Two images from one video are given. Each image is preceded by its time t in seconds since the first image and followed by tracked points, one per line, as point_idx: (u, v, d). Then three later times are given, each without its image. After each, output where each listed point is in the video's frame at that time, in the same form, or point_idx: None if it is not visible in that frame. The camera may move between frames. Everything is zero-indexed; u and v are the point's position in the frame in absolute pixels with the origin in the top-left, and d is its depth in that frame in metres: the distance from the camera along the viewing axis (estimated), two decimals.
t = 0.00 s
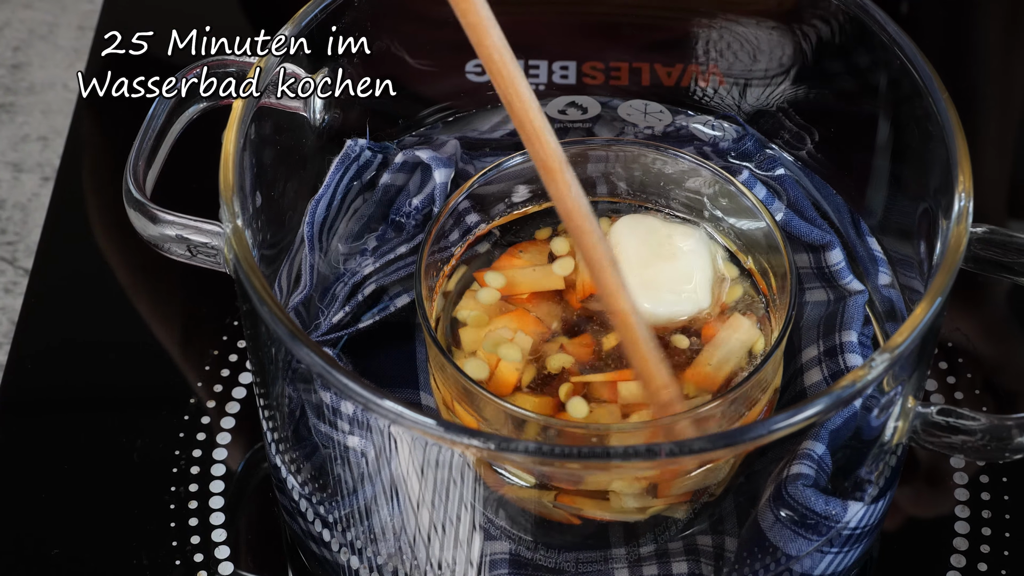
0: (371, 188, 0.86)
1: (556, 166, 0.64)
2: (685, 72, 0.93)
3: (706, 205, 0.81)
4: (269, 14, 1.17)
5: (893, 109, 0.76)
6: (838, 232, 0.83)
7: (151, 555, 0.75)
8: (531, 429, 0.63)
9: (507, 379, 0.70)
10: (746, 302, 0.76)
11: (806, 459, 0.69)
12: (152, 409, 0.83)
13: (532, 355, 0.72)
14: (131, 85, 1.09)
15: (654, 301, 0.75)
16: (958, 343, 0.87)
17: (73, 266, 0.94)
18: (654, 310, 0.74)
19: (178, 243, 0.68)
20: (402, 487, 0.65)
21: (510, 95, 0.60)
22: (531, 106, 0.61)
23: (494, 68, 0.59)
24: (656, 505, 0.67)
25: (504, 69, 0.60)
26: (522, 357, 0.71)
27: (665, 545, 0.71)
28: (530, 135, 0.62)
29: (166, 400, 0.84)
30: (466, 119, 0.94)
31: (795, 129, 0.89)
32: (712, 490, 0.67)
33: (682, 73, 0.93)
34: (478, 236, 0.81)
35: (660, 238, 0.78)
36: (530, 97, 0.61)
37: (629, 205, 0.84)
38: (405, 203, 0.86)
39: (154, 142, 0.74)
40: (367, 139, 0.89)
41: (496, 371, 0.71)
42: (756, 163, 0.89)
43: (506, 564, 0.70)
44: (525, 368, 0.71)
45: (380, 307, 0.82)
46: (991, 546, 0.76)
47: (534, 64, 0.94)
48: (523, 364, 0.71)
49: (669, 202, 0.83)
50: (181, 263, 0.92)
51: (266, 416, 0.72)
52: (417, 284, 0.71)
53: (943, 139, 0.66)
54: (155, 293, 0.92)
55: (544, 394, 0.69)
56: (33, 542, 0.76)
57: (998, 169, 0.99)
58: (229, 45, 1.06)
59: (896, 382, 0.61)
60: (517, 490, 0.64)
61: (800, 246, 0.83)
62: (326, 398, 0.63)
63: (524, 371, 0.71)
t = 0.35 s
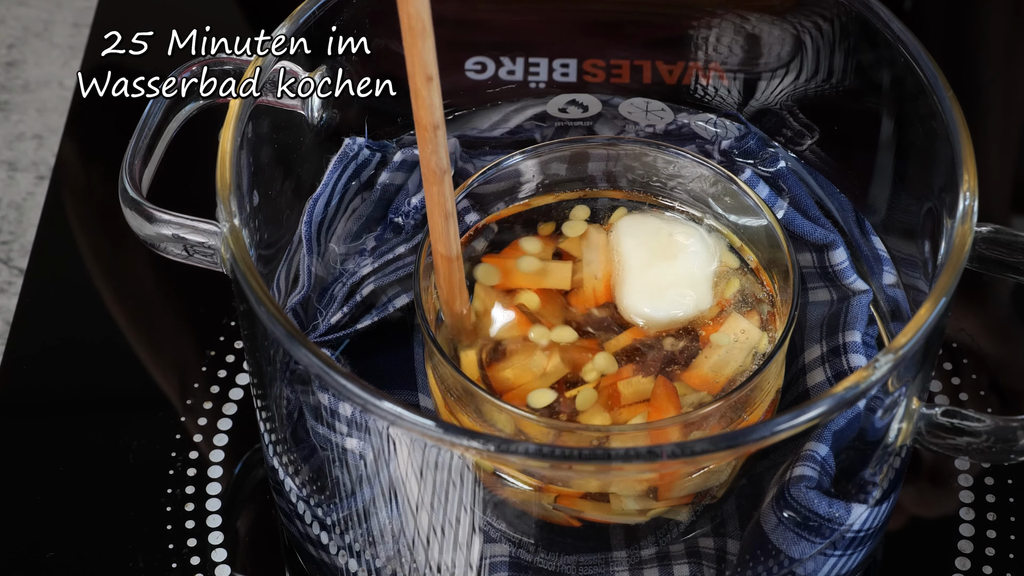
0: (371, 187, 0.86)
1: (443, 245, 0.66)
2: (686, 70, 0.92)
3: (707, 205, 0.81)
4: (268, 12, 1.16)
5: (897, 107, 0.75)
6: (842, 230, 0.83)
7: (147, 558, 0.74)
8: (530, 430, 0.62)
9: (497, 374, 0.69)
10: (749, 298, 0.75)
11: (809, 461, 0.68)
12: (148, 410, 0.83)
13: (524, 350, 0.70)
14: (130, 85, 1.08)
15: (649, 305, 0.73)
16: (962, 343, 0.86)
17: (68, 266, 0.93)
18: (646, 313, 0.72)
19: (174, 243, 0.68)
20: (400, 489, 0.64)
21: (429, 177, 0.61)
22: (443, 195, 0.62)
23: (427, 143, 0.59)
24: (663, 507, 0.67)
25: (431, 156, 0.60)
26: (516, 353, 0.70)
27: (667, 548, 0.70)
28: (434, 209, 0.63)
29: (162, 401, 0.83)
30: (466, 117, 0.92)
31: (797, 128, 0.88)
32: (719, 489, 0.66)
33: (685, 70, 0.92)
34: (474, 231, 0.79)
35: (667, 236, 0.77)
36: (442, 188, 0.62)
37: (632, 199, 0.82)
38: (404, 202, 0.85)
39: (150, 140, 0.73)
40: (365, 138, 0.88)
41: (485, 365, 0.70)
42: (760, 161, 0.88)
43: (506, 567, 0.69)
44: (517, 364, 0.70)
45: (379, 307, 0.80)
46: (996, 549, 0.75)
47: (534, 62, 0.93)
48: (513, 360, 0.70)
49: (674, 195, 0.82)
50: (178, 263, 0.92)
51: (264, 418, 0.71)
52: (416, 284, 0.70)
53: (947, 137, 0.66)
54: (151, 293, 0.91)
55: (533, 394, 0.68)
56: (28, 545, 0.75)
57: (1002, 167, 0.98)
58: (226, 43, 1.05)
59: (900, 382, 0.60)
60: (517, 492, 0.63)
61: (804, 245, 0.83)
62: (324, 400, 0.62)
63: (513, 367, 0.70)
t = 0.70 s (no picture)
0: (370, 186, 0.85)
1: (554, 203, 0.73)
2: (687, 66, 0.92)
3: (710, 202, 0.80)
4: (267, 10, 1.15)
5: (901, 105, 0.74)
6: (846, 230, 0.82)
7: (143, 561, 0.73)
8: (530, 432, 0.61)
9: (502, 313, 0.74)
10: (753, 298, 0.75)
11: (812, 463, 0.67)
12: (144, 411, 0.82)
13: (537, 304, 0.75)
14: (131, 85, 1.07)
15: (651, 360, 0.67)
16: (967, 344, 0.86)
17: (63, 265, 0.93)
18: (632, 367, 0.68)
19: (171, 242, 0.67)
20: (400, 491, 0.63)
21: (500, 152, 0.70)
22: (517, 160, 0.70)
23: (473, 119, 0.68)
24: (652, 517, 0.67)
25: (484, 124, 0.68)
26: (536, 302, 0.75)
27: (669, 551, 0.70)
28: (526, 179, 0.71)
29: (158, 402, 0.82)
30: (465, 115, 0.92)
31: (801, 126, 0.88)
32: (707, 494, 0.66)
33: (686, 69, 0.92)
34: (478, 236, 0.80)
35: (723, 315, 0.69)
36: (512, 152, 0.70)
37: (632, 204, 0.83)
38: (403, 201, 0.84)
39: (147, 138, 0.73)
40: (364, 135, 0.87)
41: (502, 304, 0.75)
42: (762, 160, 0.88)
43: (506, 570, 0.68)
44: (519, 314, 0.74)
45: (377, 307, 0.80)
46: (1001, 552, 0.74)
47: (534, 59, 0.92)
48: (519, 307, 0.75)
49: (672, 198, 0.82)
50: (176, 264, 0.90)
51: (261, 419, 0.70)
52: (417, 284, 0.69)
53: (952, 136, 0.65)
54: (147, 292, 0.90)
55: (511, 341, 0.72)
56: (22, 548, 0.74)
57: (1007, 167, 0.98)
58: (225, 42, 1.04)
59: (904, 383, 0.60)
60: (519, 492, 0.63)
61: (808, 245, 0.82)
62: (322, 401, 0.61)
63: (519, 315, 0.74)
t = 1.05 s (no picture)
0: (368, 184, 0.84)
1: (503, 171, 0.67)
2: (690, 64, 0.91)
3: (711, 202, 0.79)
4: (266, 8, 1.15)
5: (904, 103, 0.73)
6: (850, 230, 0.81)
7: (139, 563, 0.73)
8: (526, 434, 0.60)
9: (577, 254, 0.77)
10: (751, 296, 0.75)
11: (815, 464, 0.66)
12: (140, 413, 0.81)
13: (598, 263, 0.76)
14: (131, 85, 1.06)
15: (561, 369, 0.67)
16: (972, 345, 0.85)
17: (58, 264, 0.92)
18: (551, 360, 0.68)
19: (167, 241, 0.66)
20: (398, 493, 0.62)
21: (446, 96, 0.66)
22: (463, 110, 0.66)
23: (422, 64, 0.66)
24: (616, 526, 0.66)
25: (424, 63, 0.65)
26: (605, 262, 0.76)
27: (670, 554, 0.68)
28: (472, 132, 0.66)
29: (155, 403, 0.82)
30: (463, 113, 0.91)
31: (805, 124, 0.86)
32: (671, 514, 0.65)
33: (689, 67, 0.91)
34: (477, 237, 0.79)
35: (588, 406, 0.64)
36: (462, 103, 0.66)
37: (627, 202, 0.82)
38: (402, 200, 0.83)
39: (143, 137, 0.72)
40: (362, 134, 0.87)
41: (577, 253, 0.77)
42: (765, 159, 0.88)
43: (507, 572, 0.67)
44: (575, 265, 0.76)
45: (376, 307, 0.79)
46: (1007, 554, 0.73)
47: (534, 57, 0.92)
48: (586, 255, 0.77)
49: (674, 197, 0.81)
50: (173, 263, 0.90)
51: (259, 421, 0.69)
52: (416, 284, 0.69)
53: (956, 134, 0.64)
54: (143, 292, 0.90)
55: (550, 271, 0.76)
56: (16, 550, 0.74)
57: (1012, 166, 0.97)
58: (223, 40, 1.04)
59: (908, 385, 0.59)
60: (517, 494, 0.62)
61: (809, 245, 0.81)
62: (320, 402, 0.61)
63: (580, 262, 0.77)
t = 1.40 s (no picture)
0: (366, 184, 0.84)
1: (421, 199, 0.63)
2: (692, 62, 0.90)
3: (714, 199, 0.78)
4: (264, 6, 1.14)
5: (907, 101, 0.73)
6: (854, 230, 0.80)
7: (136, 566, 0.72)
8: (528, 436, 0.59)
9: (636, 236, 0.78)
10: (752, 297, 0.73)
11: (818, 467, 0.66)
12: (137, 414, 0.80)
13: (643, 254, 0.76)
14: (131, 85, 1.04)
15: (530, 313, 0.70)
16: (976, 346, 0.84)
17: (52, 264, 0.91)
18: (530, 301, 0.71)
19: (164, 241, 0.65)
20: (397, 496, 0.62)
21: (397, 110, 0.61)
22: (411, 127, 0.62)
23: (391, 69, 0.60)
24: (613, 526, 0.65)
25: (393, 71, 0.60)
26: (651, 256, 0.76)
27: (672, 556, 0.68)
28: (407, 152, 0.62)
29: (151, 404, 0.81)
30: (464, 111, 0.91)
31: (807, 122, 0.86)
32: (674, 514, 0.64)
33: (690, 65, 0.90)
34: (475, 232, 0.78)
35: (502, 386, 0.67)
36: (412, 116, 0.62)
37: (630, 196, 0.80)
38: (401, 199, 0.83)
39: (139, 135, 0.71)
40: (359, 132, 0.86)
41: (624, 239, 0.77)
42: (768, 157, 0.87)
43: None
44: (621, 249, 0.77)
45: (375, 308, 0.79)
46: (1011, 557, 0.73)
47: (535, 55, 0.91)
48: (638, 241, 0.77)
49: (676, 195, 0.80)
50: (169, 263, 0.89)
51: (257, 422, 0.69)
52: (415, 283, 0.68)
53: (961, 133, 0.63)
54: (139, 292, 0.89)
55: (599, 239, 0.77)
56: (10, 553, 0.73)
57: (1017, 166, 0.96)
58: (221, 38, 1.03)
59: (912, 386, 0.58)
60: (520, 496, 0.61)
61: (813, 243, 0.81)
62: (318, 403, 0.60)
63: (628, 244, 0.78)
